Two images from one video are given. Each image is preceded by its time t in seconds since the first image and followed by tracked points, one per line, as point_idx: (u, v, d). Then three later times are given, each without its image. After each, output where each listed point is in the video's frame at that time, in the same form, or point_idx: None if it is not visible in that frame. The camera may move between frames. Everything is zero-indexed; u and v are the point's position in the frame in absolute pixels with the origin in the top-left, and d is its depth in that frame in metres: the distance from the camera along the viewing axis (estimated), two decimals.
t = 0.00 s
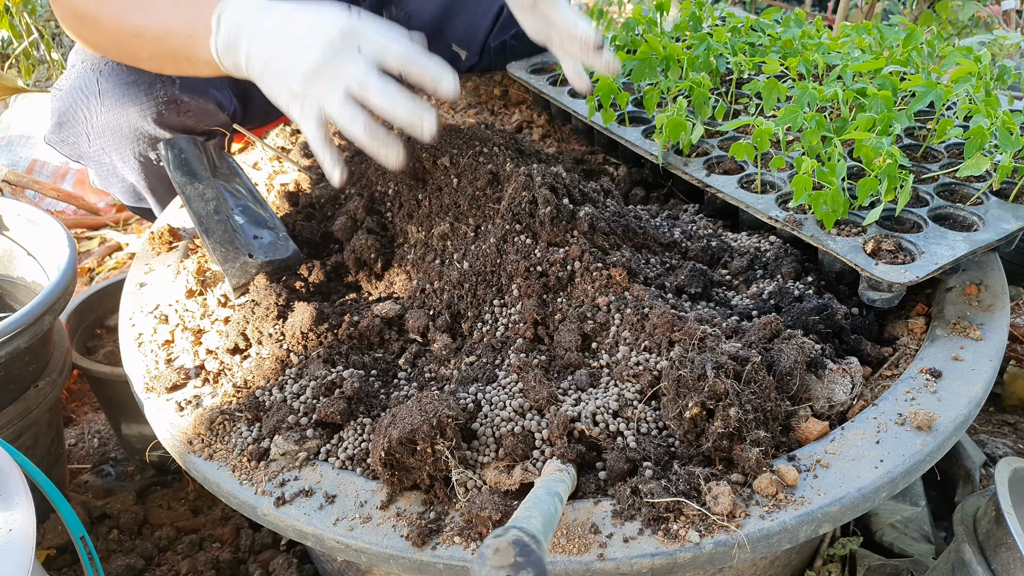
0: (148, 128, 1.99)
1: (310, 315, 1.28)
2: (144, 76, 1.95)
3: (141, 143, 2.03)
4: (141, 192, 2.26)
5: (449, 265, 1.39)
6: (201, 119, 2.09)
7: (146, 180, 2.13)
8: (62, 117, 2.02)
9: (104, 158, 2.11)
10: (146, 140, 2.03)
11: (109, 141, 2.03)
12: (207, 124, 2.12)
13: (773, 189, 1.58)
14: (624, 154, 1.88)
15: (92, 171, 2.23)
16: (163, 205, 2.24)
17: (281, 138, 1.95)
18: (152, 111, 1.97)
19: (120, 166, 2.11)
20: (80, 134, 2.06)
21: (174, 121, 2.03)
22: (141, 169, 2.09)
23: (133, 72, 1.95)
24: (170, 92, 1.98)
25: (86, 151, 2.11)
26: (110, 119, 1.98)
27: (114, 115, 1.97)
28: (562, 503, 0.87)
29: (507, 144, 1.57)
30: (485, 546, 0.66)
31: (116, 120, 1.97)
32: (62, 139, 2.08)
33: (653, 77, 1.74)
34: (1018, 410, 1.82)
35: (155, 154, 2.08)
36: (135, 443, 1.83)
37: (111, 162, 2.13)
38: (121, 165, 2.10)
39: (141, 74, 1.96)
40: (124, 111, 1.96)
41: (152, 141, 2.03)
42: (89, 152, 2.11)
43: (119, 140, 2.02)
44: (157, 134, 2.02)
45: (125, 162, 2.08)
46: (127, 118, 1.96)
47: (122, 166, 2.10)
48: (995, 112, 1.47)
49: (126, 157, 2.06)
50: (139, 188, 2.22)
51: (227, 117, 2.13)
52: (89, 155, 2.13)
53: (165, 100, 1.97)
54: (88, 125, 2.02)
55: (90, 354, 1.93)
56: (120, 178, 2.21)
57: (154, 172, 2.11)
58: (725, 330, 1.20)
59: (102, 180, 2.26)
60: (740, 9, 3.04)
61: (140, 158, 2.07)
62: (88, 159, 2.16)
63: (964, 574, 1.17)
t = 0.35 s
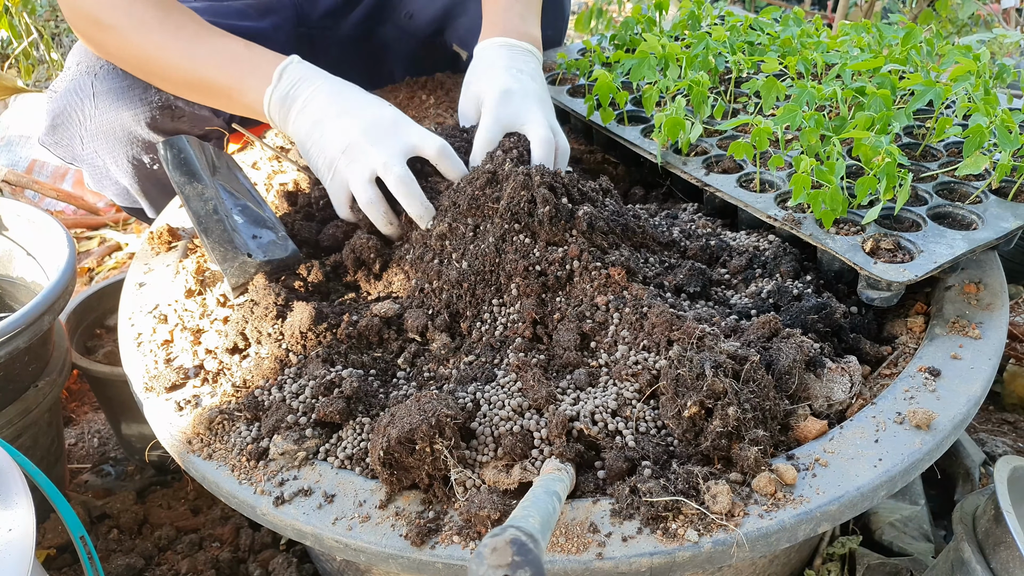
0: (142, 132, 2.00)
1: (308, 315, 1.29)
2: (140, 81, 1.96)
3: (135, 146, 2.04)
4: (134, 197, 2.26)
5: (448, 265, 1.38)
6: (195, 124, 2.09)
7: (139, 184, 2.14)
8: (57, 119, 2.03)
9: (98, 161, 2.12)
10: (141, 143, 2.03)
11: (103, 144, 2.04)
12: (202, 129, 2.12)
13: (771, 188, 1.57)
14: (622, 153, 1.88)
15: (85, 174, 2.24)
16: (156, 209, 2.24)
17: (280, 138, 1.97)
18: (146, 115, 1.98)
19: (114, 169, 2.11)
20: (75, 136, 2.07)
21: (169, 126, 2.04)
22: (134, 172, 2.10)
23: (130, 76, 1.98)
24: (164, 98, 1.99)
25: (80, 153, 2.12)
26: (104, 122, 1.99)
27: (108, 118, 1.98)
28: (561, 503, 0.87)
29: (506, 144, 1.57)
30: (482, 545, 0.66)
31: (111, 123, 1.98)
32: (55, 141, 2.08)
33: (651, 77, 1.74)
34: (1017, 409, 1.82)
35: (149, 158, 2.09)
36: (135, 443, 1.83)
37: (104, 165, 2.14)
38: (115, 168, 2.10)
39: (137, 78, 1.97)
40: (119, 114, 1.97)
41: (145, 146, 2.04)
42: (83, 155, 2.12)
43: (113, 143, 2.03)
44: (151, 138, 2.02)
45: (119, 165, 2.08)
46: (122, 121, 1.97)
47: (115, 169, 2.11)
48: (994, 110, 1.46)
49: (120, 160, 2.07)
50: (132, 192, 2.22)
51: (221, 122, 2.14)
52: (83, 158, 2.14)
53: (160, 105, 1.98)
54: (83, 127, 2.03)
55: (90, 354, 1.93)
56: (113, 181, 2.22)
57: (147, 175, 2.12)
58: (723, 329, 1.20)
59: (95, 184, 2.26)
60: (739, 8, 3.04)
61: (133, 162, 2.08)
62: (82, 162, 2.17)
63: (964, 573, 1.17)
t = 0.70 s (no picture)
0: (148, 133, 2.00)
1: (308, 315, 1.29)
2: (149, 81, 1.96)
3: (141, 147, 2.04)
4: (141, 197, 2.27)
5: (447, 265, 1.39)
6: (202, 125, 2.07)
7: (145, 185, 2.14)
8: (66, 119, 2.04)
9: (105, 162, 2.12)
10: (147, 144, 2.03)
11: (109, 144, 2.04)
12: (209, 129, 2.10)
13: (771, 187, 1.57)
14: (622, 152, 1.88)
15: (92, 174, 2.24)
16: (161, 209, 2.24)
17: (279, 138, 1.97)
18: (153, 116, 1.97)
19: (121, 169, 2.12)
20: (83, 136, 2.08)
21: (176, 127, 2.03)
22: (141, 173, 2.10)
23: (138, 77, 1.97)
24: (172, 99, 1.98)
25: (87, 153, 2.13)
26: (111, 123, 1.99)
27: (115, 118, 1.98)
28: (560, 502, 0.87)
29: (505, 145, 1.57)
30: (481, 544, 0.66)
31: (118, 123, 1.98)
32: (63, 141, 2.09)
33: (650, 76, 1.74)
34: (1018, 407, 1.82)
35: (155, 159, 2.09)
36: (135, 443, 1.84)
37: (111, 166, 2.14)
38: (121, 168, 2.11)
39: (145, 79, 1.97)
40: (126, 115, 1.97)
41: (152, 146, 2.03)
42: (91, 155, 2.13)
43: (119, 144, 2.03)
44: (157, 139, 2.02)
45: (125, 166, 2.09)
46: (129, 122, 1.97)
47: (122, 169, 2.11)
48: (994, 108, 1.46)
49: (126, 161, 2.07)
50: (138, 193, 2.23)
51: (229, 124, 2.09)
52: (91, 158, 2.14)
53: (167, 106, 1.97)
54: (91, 128, 2.04)
55: (91, 354, 1.93)
56: (120, 182, 2.22)
57: (153, 176, 2.12)
58: (723, 328, 1.20)
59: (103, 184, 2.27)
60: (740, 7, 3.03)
61: (140, 162, 2.07)
62: (90, 162, 2.18)
63: (964, 571, 1.17)
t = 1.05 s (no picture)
0: (139, 129, 2.00)
1: (306, 315, 1.29)
2: (136, 77, 1.96)
3: (132, 144, 2.04)
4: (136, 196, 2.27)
5: (446, 264, 1.39)
6: (194, 121, 2.07)
7: (139, 182, 2.14)
8: (56, 119, 2.05)
9: (97, 160, 2.13)
10: (138, 141, 2.03)
11: (101, 142, 2.04)
12: (201, 126, 2.09)
13: (768, 186, 1.58)
14: (620, 151, 1.88)
15: (86, 173, 2.24)
16: (157, 207, 2.24)
17: (277, 138, 1.97)
18: (143, 112, 1.97)
19: (113, 168, 2.12)
20: (74, 135, 2.08)
21: (167, 123, 2.03)
22: (134, 170, 2.10)
23: (130, 74, 1.97)
24: (161, 94, 1.97)
25: (79, 152, 2.13)
26: (101, 120, 1.99)
27: (106, 116, 1.98)
28: (558, 502, 0.87)
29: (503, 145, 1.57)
30: (478, 544, 0.66)
31: (108, 121, 1.98)
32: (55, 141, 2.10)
33: (648, 75, 1.74)
34: (1017, 405, 1.82)
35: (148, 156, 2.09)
36: (134, 444, 1.84)
37: (103, 165, 2.15)
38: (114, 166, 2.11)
39: (133, 76, 1.97)
40: (115, 112, 1.97)
41: (143, 142, 2.03)
42: (83, 154, 2.13)
43: (111, 141, 2.04)
44: (148, 136, 2.02)
45: (117, 164, 2.09)
46: (119, 119, 1.97)
47: (114, 168, 2.11)
48: (992, 106, 1.47)
49: (118, 159, 2.07)
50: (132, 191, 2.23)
51: (220, 120, 2.10)
52: (83, 157, 2.14)
53: (156, 102, 1.97)
54: (82, 126, 2.04)
55: (90, 355, 1.93)
56: (113, 180, 2.22)
57: (146, 173, 2.12)
58: (721, 327, 1.20)
59: (97, 183, 2.27)
60: (738, 6, 3.03)
61: (132, 159, 2.07)
62: (82, 161, 2.18)
63: (963, 569, 1.17)
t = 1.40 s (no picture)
0: (138, 127, 2.00)
1: (307, 313, 1.29)
2: (135, 74, 1.95)
3: (132, 141, 2.04)
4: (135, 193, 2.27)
5: (447, 263, 1.39)
6: (194, 118, 2.07)
7: (138, 180, 2.14)
8: (54, 116, 2.04)
9: (95, 157, 2.12)
10: (138, 138, 2.03)
11: (100, 139, 2.04)
12: (201, 123, 2.09)
13: (770, 185, 1.58)
14: (621, 150, 1.88)
15: (85, 171, 2.24)
16: (156, 205, 2.24)
17: (278, 137, 1.94)
18: (143, 109, 1.97)
19: (112, 165, 2.12)
20: (72, 132, 2.08)
21: (166, 120, 2.03)
22: (133, 167, 2.10)
23: (130, 71, 1.96)
24: (160, 91, 1.97)
25: (78, 150, 2.12)
26: (101, 117, 1.99)
27: (105, 113, 1.98)
28: (559, 500, 0.87)
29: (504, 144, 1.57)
30: (480, 543, 0.66)
31: (108, 118, 1.98)
32: (54, 138, 2.09)
33: (650, 74, 1.74)
34: (1017, 405, 1.82)
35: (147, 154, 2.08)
36: (134, 442, 1.83)
37: (102, 162, 2.14)
38: (113, 163, 2.10)
39: (132, 73, 1.96)
40: (115, 109, 1.96)
41: (142, 139, 2.03)
42: (81, 151, 2.13)
43: (110, 138, 2.03)
44: (148, 133, 2.02)
45: (117, 161, 2.09)
46: (118, 116, 1.97)
47: (114, 165, 2.11)
48: (993, 106, 1.47)
49: (117, 156, 2.07)
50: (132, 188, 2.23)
51: (220, 118, 2.10)
52: (81, 154, 2.14)
53: (155, 98, 1.97)
54: (81, 123, 2.03)
55: (89, 353, 1.93)
56: (112, 178, 2.22)
57: (145, 170, 2.12)
58: (723, 326, 1.20)
59: (95, 180, 2.27)
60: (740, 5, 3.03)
61: (131, 157, 2.07)
62: (80, 159, 2.18)
63: (963, 569, 1.17)
